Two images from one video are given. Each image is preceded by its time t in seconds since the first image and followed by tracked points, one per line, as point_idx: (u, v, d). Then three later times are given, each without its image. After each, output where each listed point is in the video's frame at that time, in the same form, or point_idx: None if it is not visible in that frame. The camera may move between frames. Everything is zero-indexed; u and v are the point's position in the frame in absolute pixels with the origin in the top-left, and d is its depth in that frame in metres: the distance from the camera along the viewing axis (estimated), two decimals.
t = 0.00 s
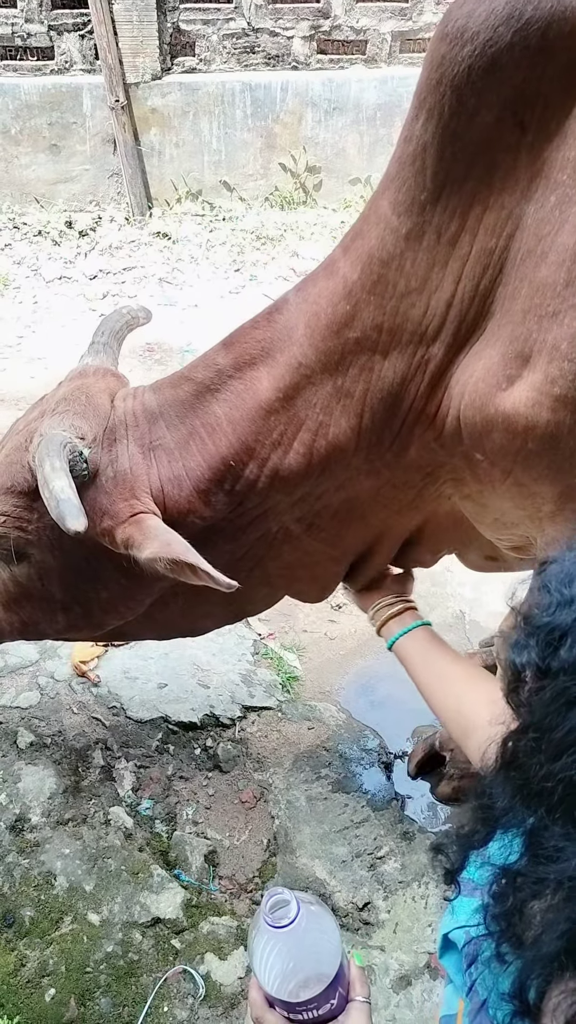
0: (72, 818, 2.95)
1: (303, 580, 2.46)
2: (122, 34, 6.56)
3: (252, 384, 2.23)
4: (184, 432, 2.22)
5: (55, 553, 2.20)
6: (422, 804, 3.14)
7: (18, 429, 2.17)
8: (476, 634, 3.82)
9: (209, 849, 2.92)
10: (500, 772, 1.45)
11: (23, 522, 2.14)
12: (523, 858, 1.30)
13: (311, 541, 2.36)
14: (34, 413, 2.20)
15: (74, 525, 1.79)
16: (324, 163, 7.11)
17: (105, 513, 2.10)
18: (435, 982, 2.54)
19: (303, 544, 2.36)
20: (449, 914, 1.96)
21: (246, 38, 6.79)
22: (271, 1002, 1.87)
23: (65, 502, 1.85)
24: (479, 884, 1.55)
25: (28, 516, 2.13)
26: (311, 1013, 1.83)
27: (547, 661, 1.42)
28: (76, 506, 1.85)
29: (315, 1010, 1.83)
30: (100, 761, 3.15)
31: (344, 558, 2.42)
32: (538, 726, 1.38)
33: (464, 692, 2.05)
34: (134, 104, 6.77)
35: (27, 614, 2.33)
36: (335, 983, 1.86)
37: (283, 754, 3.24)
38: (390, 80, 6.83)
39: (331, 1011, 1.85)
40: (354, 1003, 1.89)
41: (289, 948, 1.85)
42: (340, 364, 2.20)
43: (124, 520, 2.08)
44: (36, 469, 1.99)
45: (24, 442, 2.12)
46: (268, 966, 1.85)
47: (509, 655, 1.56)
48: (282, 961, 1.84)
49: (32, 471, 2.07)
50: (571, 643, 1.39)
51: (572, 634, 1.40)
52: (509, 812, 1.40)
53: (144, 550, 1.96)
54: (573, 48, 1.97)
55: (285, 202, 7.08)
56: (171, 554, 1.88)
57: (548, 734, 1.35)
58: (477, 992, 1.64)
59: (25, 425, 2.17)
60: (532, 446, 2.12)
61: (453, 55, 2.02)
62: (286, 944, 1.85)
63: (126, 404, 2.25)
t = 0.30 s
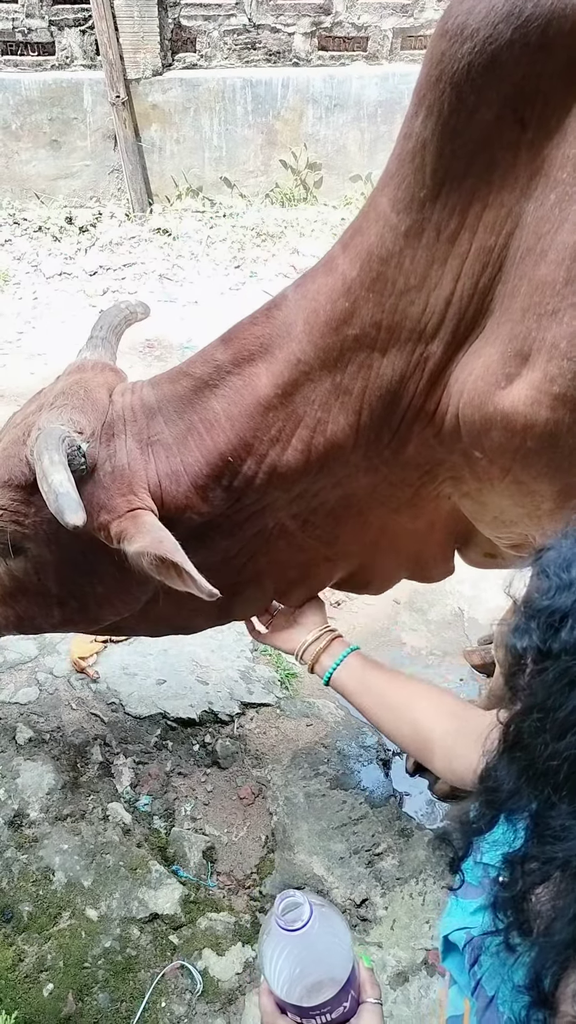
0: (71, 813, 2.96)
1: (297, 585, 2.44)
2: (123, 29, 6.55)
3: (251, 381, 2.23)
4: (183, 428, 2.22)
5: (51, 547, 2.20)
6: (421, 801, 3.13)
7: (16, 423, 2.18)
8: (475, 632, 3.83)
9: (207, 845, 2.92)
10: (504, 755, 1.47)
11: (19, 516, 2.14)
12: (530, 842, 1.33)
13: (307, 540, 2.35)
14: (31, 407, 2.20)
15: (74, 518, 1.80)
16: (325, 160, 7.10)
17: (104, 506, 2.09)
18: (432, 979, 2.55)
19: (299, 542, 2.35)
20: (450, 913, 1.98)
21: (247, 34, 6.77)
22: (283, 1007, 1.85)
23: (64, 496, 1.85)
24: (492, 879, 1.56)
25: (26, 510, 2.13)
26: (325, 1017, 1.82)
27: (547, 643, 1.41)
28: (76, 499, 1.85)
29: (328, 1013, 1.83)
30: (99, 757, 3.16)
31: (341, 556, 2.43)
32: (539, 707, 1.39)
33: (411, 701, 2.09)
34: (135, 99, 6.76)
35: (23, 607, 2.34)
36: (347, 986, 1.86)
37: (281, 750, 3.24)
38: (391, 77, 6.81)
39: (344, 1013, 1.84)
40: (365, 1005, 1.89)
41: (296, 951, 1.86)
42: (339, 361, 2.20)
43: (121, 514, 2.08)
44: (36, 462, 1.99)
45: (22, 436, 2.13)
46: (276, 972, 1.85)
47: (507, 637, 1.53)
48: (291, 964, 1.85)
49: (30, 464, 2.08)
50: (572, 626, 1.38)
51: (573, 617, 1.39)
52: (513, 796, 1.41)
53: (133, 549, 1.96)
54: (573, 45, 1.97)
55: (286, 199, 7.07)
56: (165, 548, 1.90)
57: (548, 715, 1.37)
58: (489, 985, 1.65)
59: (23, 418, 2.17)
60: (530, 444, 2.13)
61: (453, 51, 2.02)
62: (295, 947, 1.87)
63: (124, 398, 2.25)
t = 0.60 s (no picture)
0: (68, 813, 2.96)
1: (300, 569, 2.49)
2: (122, 29, 6.55)
3: (249, 381, 2.23)
4: (180, 428, 2.22)
5: (49, 546, 2.20)
6: (417, 801, 3.15)
7: (13, 422, 2.17)
8: (472, 633, 3.83)
9: (204, 845, 2.93)
10: (507, 759, 1.46)
11: (16, 516, 2.14)
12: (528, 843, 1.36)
13: (308, 537, 2.39)
14: (29, 406, 2.20)
15: (71, 519, 1.80)
16: (324, 160, 7.11)
17: (101, 507, 2.11)
18: (428, 979, 2.55)
19: (298, 540, 2.39)
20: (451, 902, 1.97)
21: (246, 35, 6.78)
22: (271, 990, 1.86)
23: (62, 497, 1.86)
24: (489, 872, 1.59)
25: (22, 509, 2.13)
26: (311, 1001, 1.83)
27: (551, 650, 1.42)
28: (74, 500, 1.86)
29: (314, 998, 1.83)
30: (96, 757, 3.16)
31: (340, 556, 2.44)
32: (543, 713, 1.40)
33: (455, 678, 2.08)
34: (134, 99, 6.76)
35: (21, 606, 2.34)
36: (335, 972, 1.86)
37: (279, 751, 3.24)
38: (390, 78, 6.82)
39: (330, 998, 1.85)
40: (352, 991, 1.89)
41: (287, 937, 1.82)
42: (337, 363, 2.21)
43: (117, 515, 2.10)
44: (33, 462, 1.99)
45: (19, 436, 2.12)
46: (266, 951, 1.85)
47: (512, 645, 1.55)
48: (280, 950, 1.83)
49: (28, 464, 2.07)
50: None
51: None
52: (516, 799, 1.41)
53: (123, 550, 1.97)
54: (568, 49, 1.97)
55: (285, 200, 7.07)
56: (156, 553, 1.91)
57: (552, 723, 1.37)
58: (485, 980, 1.66)
59: (20, 417, 2.17)
60: (527, 446, 2.13)
61: (448, 54, 2.02)
62: (283, 934, 1.83)
63: (122, 398, 2.25)
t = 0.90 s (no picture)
0: (68, 814, 2.96)
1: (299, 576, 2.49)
2: (124, 30, 6.55)
3: (250, 384, 2.23)
4: (180, 430, 2.22)
5: (49, 547, 2.20)
6: (416, 803, 3.15)
7: (15, 424, 2.17)
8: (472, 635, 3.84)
9: (204, 846, 2.93)
10: (497, 783, 1.44)
11: (17, 517, 2.13)
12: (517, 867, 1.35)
13: (307, 539, 2.39)
14: (31, 408, 2.20)
15: (73, 521, 1.81)
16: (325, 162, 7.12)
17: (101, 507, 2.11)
18: (427, 981, 2.55)
19: (298, 542, 2.39)
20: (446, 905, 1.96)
21: (248, 37, 6.78)
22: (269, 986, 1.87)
23: (64, 499, 1.86)
24: (476, 884, 1.58)
25: (24, 510, 2.12)
26: (308, 997, 1.83)
27: (535, 685, 1.39)
28: (76, 502, 1.86)
29: (311, 995, 1.83)
30: (96, 758, 3.16)
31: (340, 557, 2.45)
32: (528, 748, 1.37)
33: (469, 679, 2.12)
34: (136, 101, 6.76)
35: (20, 607, 2.34)
36: (332, 970, 1.85)
37: (278, 753, 3.24)
38: (392, 81, 6.83)
39: (327, 996, 1.84)
40: (349, 990, 1.89)
41: (286, 931, 1.82)
42: (338, 365, 2.21)
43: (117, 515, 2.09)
44: (35, 464, 1.99)
45: (21, 437, 2.11)
46: (266, 946, 1.84)
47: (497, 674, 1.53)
48: (280, 945, 1.82)
49: (30, 466, 2.07)
50: (557, 667, 1.36)
51: (557, 658, 1.36)
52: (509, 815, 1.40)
53: (108, 550, 1.98)
54: (570, 54, 1.98)
55: (286, 202, 7.11)
56: (137, 556, 1.91)
57: (538, 756, 1.35)
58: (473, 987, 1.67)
59: (22, 418, 2.17)
60: (527, 449, 2.13)
61: (450, 58, 2.02)
62: (282, 928, 1.82)
63: (124, 400, 2.25)
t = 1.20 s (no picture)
0: (64, 816, 2.96)
1: (294, 586, 2.47)
2: (126, 33, 6.56)
3: (248, 385, 2.23)
4: (178, 431, 2.22)
5: (46, 546, 2.20)
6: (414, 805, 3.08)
7: (12, 422, 2.17)
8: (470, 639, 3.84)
9: (200, 849, 2.93)
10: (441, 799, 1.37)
11: (15, 517, 2.13)
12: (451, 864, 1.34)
13: (303, 542, 2.39)
14: (29, 407, 2.20)
15: (70, 520, 1.81)
16: (326, 166, 7.13)
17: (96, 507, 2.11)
18: (423, 986, 2.55)
19: (294, 545, 2.38)
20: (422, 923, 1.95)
21: (250, 40, 6.78)
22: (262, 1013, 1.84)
23: (61, 498, 1.86)
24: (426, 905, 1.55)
25: (21, 510, 2.13)
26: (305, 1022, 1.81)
27: (476, 692, 1.34)
28: (72, 502, 1.86)
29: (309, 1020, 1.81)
30: (92, 760, 3.15)
31: (336, 559, 2.45)
32: (472, 756, 1.31)
33: (391, 710, 2.02)
34: (137, 103, 6.77)
35: (17, 607, 2.35)
36: (327, 991, 1.86)
37: (275, 755, 3.23)
38: (393, 85, 6.84)
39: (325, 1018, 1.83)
40: (345, 1009, 1.89)
41: (277, 954, 1.85)
42: (336, 367, 2.21)
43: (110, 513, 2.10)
44: (32, 463, 1.99)
45: (19, 436, 2.11)
46: (257, 976, 1.84)
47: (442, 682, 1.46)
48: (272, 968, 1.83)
49: (27, 465, 2.07)
50: (497, 675, 1.29)
51: (496, 667, 1.30)
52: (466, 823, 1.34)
53: (95, 552, 2.00)
54: (572, 59, 1.98)
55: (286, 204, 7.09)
56: (119, 555, 1.93)
57: (481, 765, 1.28)
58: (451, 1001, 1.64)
59: (19, 417, 2.16)
60: (525, 454, 2.14)
61: (452, 63, 2.03)
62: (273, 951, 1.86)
63: (121, 400, 2.25)
